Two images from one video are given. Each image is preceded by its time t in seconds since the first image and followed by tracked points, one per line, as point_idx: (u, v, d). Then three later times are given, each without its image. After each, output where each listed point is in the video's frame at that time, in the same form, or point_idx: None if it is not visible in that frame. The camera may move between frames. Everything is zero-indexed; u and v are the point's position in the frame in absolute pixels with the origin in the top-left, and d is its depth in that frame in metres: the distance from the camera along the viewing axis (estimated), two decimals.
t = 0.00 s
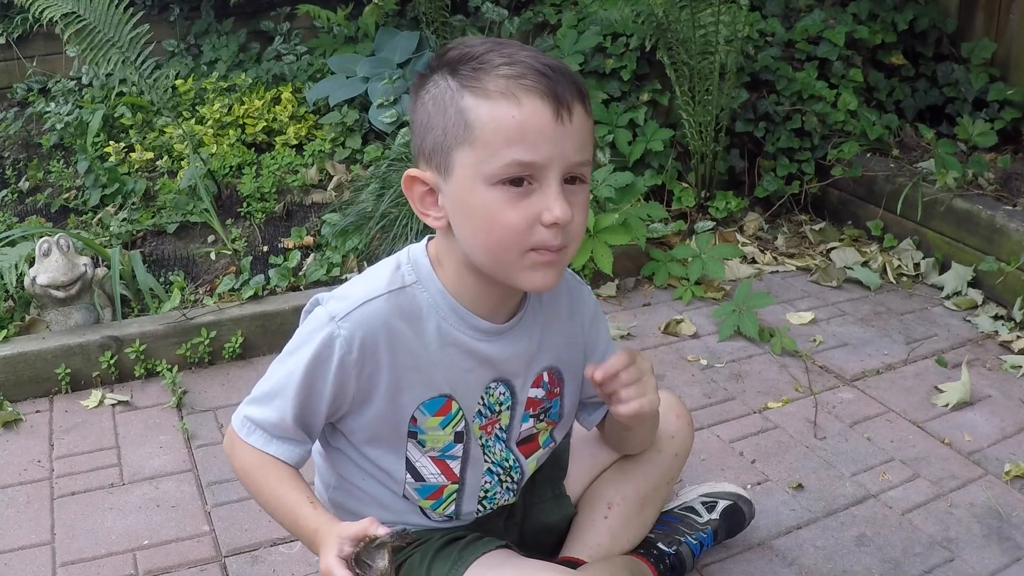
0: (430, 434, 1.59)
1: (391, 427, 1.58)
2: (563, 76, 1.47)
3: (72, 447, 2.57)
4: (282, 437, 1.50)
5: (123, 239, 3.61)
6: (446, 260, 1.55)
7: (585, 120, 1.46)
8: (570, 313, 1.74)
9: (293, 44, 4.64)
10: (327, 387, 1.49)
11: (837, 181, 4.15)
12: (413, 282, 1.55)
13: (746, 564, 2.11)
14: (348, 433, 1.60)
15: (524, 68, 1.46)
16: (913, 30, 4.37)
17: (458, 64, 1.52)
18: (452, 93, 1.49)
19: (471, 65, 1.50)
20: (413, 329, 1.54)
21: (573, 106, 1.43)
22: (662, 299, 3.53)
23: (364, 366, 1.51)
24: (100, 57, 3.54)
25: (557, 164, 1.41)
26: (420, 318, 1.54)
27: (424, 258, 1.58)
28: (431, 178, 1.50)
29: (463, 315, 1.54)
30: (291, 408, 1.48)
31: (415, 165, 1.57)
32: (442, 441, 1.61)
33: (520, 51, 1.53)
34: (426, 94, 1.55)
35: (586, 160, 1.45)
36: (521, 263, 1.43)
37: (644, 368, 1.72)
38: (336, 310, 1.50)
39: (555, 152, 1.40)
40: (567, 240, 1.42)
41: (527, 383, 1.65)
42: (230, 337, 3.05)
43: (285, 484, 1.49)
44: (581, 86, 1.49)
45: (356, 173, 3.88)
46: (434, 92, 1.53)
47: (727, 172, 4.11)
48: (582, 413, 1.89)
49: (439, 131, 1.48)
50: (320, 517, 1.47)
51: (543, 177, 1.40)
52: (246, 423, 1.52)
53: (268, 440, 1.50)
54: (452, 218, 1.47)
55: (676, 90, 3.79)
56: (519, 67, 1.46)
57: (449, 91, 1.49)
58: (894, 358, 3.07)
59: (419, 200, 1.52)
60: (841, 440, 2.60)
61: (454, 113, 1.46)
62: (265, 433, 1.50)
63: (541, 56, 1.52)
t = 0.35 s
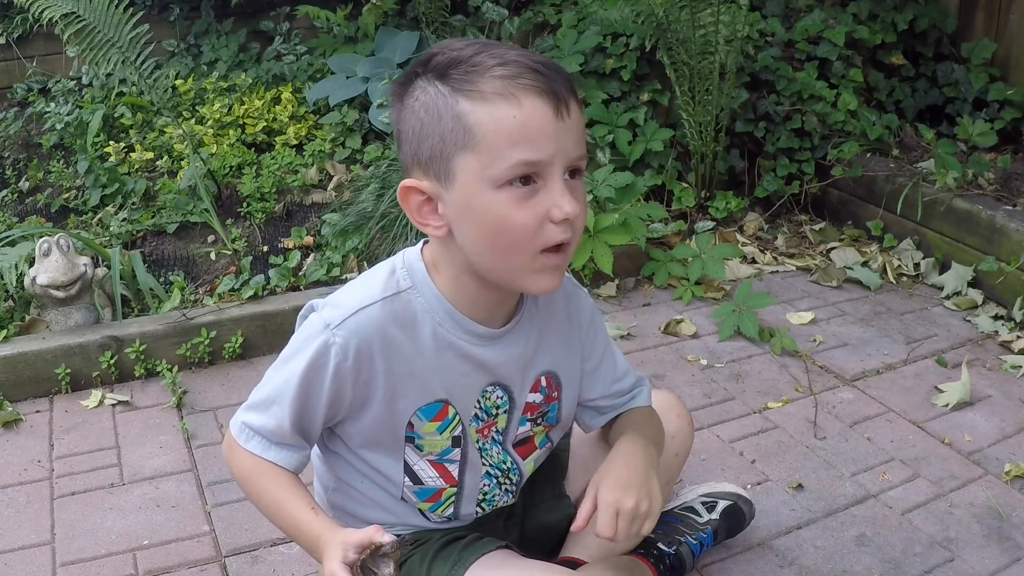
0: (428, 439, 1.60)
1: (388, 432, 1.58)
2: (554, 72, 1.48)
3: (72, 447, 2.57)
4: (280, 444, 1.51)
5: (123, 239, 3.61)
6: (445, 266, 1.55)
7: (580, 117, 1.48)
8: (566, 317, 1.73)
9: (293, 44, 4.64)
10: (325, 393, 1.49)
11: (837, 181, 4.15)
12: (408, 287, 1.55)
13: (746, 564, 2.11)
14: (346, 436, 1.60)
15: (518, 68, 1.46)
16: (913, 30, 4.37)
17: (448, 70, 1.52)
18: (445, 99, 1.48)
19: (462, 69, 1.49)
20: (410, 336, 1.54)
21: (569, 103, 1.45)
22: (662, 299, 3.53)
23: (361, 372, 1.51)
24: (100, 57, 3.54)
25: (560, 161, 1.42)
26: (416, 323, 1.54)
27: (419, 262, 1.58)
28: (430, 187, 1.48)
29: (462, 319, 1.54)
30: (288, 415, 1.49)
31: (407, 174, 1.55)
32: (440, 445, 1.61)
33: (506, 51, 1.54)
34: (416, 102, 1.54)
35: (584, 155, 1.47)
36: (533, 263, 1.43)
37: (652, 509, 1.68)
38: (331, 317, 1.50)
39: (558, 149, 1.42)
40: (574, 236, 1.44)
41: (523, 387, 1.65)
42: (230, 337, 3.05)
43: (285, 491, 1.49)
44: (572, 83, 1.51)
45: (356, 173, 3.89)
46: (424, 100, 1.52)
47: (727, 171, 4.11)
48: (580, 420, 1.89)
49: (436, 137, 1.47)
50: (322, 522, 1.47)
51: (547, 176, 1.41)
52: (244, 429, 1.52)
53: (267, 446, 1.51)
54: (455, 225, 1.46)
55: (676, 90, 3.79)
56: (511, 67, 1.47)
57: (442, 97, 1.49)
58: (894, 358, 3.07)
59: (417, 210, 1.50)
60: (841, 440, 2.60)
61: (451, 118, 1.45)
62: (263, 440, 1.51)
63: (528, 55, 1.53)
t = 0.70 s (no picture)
0: (426, 442, 1.60)
1: (387, 435, 1.58)
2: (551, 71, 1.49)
3: (72, 447, 2.57)
4: (279, 448, 1.51)
5: (123, 239, 3.61)
6: (443, 269, 1.55)
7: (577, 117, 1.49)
8: (563, 319, 1.73)
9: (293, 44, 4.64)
10: (325, 397, 1.49)
11: (837, 181, 4.15)
12: (405, 289, 1.55)
13: (746, 564, 2.11)
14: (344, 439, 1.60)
15: (514, 69, 1.46)
16: (913, 30, 4.37)
17: (444, 72, 1.51)
18: (443, 101, 1.48)
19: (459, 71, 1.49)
20: (408, 339, 1.54)
21: (566, 102, 1.46)
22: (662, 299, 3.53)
23: (360, 375, 1.51)
24: (100, 57, 3.54)
25: (560, 159, 1.42)
26: (414, 326, 1.54)
27: (417, 265, 1.58)
28: (429, 191, 1.48)
29: (461, 321, 1.54)
30: (287, 419, 1.49)
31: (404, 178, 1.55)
32: (438, 448, 1.61)
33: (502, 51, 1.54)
34: (412, 105, 1.54)
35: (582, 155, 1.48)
36: (535, 263, 1.43)
37: (645, 536, 1.67)
38: (329, 321, 1.50)
39: (559, 149, 1.42)
40: (574, 236, 1.44)
41: (521, 389, 1.65)
42: (230, 337, 3.05)
43: (287, 495, 1.49)
44: (568, 83, 1.51)
45: (356, 173, 3.89)
46: (421, 103, 1.52)
47: (727, 171, 4.11)
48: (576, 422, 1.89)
49: (435, 140, 1.47)
50: (326, 525, 1.47)
51: (547, 176, 1.41)
52: (243, 433, 1.52)
53: (267, 451, 1.51)
54: (455, 227, 1.46)
55: (676, 91, 3.79)
56: (508, 68, 1.47)
57: (439, 99, 1.48)
58: (894, 358, 3.07)
59: (415, 213, 1.50)
60: (841, 440, 2.60)
61: (450, 120, 1.45)
62: (263, 445, 1.51)
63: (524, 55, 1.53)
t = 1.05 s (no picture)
0: (426, 442, 1.60)
1: (387, 435, 1.58)
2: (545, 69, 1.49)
3: (73, 447, 2.57)
4: (279, 448, 1.51)
5: (123, 239, 3.61)
6: (442, 268, 1.55)
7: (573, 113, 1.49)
8: (561, 319, 1.73)
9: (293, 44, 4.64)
10: (324, 396, 1.49)
11: (837, 181, 4.15)
12: (404, 289, 1.55)
13: (746, 564, 2.11)
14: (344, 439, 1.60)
15: (511, 67, 1.46)
16: (913, 30, 4.37)
17: (440, 72, 1.51)
18: (440, 101, 1.48)
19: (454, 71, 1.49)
20: (407, 338, 1.54)
21: (562, 99, 1.46)
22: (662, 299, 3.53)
23: (359, 375, 1.51)
24: (100, 57, 3.54)
25: (557, 157, 1.42)
26: (413, 325, 1.54)
27: (416, 265, 1.58)
28: (427, 191, 1.48)
29: (460, 320, 1.54)
30: (287, 419, 1.49)
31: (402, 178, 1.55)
32: (438, 447, 1.61)
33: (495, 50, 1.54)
34: (408, 105, 1.53)
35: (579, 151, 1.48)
36: (534, 262, 1.43)
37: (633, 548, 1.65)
38: (328, 322, 1.49)
39: (556, 146, 1.42)
40: (573, 232, 1.44)
41: (520, 388, 1.65)
42: (230, 337, 3.05)
43: (288, 495, 1.49)
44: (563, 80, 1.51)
45: (356, 173, 3.90)
46: (418, 103, 1.51)
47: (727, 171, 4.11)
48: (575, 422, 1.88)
49: (432, 140, 1.46)
50: (327, 524, 1.47)
51: (545, 174, 1.41)
52: (242, 434, 1.52)
53: (266, 451, 1.51)
54: (454, 227, 1.46)
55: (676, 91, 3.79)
56: (504, 66, 1.47)
57: (435, 100, 1.48)
58: (894, 358, 3.07)
59: (414, 213, 1.50)
60: (841, 440, 2.60)
61: (447, 120, 1.45)
62: (262, 445, 1.51)
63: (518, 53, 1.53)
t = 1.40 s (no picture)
0: (428, 441, 1.60)
1: (389, 434, 1.58)
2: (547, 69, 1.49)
3: (73, 447, 2.57)
4: (281, 447, 1.51)
5: (123, 239, 3.61)
6: (444, 268, 1.55)
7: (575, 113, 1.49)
8: (562, 318, 1.72)
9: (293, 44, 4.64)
10: (327, 396, 1.49)
11: (837, 181, 4.15)
12: (407, 289, 1.55)
13: (746, 564, 2.11)
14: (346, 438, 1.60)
15: (513, 67, 1.46)
16: (913, 30, 4.37)
17: (442, 73, 1.51)
18: (442, 101, 1.47)
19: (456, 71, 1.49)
20: (410, 338, 1.53)
21: (564, 99, 1.46)
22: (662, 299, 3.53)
23: (362, 375, 1.51)
24: (100, 57, 3.54)
25: (559, 156, 1.42)
26: (415, 325, 1.54)
27: (418, 264, 1.58)
28: (429, 192, 1.48)
29: (461, 319, 1.54)
30: (289, 419, 1.49)
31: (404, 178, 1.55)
32: (440, 447, 1.61)
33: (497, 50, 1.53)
34: (410, 106, 1.53)
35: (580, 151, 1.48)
36: (536, 262, 1.43)
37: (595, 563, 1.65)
38: (331, 321, 1.49)
39: (558, 146, 1.42)
40: (574, 232, 1.45)
41: (521, 387, 1.64)
42: (230, 337, 3.05)
43: (291, 494, 1.50)
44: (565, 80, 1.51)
45: (356, 173, 3.90)
46: (420, 103, 1.51)
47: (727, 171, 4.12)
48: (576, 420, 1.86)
49: (435, 140, 1.46)
50: (332, 522, 1.49)
51: (547, 174, 1.41)
52: (243, 433, 1.52)
53: (268, 450, 1.51)
54: (456, 227, 1.46)
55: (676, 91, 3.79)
56: (506, 66, 1.47)
57: (438, 100, 1.48)
58: (894, 358, 3.07)
59: (416, 213, 1.49)
60: (841, 440, 2.60)
61: (449, 121, 1.45)
62: (264, 446, 1.51)
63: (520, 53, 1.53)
